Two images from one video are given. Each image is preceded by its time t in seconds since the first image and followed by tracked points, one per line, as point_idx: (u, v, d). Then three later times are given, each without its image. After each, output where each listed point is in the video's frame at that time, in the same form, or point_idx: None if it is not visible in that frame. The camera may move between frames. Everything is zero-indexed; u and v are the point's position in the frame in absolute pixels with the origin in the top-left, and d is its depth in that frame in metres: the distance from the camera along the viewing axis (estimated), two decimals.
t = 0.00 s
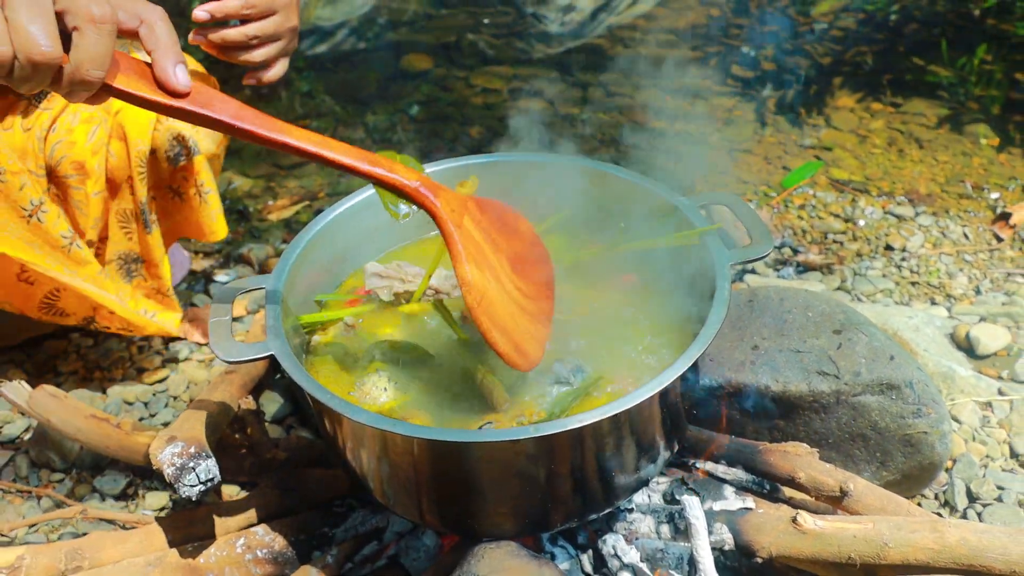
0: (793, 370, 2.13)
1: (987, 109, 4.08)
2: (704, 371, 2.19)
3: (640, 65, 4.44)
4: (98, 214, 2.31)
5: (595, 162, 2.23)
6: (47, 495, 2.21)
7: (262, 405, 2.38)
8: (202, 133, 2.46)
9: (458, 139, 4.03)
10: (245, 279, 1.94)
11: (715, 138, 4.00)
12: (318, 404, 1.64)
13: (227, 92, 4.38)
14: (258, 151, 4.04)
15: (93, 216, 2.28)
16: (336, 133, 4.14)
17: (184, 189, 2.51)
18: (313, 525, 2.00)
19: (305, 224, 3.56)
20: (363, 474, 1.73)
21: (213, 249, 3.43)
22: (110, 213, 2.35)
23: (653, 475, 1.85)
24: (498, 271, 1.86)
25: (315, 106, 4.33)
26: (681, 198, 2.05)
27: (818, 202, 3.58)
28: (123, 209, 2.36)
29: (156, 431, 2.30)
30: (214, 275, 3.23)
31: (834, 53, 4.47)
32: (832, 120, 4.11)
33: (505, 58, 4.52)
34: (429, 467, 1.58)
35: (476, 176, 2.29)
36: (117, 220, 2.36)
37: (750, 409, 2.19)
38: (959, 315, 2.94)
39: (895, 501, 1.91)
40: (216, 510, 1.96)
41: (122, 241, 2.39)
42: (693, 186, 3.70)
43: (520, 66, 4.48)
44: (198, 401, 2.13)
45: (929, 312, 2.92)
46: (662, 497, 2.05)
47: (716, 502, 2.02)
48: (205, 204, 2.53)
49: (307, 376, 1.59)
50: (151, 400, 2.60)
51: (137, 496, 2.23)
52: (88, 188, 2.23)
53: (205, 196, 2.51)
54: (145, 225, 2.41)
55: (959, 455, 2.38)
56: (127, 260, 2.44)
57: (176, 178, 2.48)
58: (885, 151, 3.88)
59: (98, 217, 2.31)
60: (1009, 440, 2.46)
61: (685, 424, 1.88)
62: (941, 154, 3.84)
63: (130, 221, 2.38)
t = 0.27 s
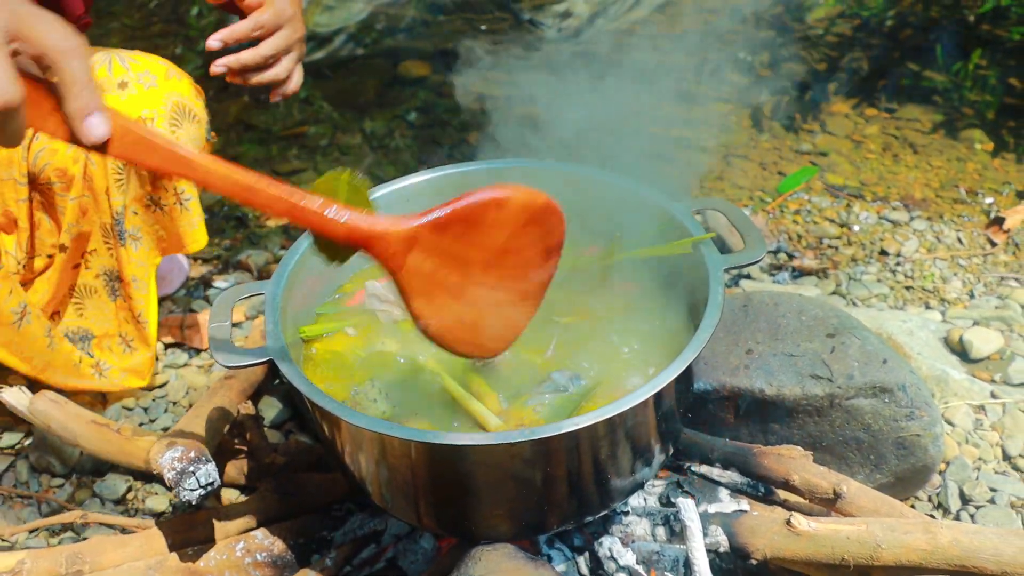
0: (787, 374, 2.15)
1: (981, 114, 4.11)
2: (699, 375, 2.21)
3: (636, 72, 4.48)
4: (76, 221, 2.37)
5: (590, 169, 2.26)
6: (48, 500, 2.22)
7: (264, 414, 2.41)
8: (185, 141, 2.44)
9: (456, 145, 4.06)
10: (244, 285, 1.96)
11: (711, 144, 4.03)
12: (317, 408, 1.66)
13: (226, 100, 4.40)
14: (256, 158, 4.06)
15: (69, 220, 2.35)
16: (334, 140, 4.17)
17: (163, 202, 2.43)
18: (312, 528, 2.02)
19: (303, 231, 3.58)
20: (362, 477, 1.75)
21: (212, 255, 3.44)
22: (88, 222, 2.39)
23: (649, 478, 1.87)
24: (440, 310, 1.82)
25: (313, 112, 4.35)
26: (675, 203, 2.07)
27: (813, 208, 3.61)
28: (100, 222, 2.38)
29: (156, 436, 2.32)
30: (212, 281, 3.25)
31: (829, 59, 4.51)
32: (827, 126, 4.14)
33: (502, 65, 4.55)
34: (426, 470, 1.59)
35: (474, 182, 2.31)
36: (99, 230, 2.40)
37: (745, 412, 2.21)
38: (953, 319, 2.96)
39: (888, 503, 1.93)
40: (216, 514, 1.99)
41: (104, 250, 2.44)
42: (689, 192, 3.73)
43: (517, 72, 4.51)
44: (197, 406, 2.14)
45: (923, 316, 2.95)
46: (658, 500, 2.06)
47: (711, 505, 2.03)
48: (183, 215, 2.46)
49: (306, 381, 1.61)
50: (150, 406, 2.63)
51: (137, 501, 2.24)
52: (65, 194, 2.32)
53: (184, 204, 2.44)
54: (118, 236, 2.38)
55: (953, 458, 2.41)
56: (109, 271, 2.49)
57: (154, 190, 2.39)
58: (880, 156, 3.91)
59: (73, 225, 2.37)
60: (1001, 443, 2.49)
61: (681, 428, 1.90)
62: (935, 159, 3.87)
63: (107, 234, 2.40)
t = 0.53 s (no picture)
0: (785, 379, 2.17)
1: (978, 119, 4.13)
2: (697, 380, 2.22)
3: (634, 77, 4.50)
4: (78, 211, 2.42)
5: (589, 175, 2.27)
6: (49, 505, 2.23)
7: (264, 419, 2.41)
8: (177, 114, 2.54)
9: (454, 151, 4.08)
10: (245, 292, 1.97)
11: (708, 150, 4.05)
12: (319, 414, 1.67)
13: (225, 106, 4.42)
14: (255, 165, 4.08)
15: (72, 211, 2.41)
16: (333, 146, 4.18)
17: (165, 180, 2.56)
18: (313, 533, 2.03)
19: (302, 237, 3.59)
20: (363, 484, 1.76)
21: (211, 261, 3.46)
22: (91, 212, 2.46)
23: (647, 483, 1.88)
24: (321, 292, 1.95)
25: (312, 118, 4.37)
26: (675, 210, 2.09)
27: (810, 213, 3.63)
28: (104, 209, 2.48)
29: (157, 441, 2.32)
30: (213, 287, 3.26)
31: (826, 64, 4.53)
32: (824, 131, 4.17)
33: (500, 72, 4.57)
34: (428, 476, 1.60)
35: (473, 188, 2.33)
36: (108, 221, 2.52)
37: (743, 416, 2.22)
38: (950, 324, 2.97)
39: (886, 507, 1.95)
40: (217, 520, 2.00)
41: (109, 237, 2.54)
42: (687, 197, 3.75)
43: (515, 79, 4.53)
44: (198, 412, 2.16)
45: (920, 321, 2.96)
46: (657, 504, 2.07)
47: (709, 509, 2.04)
48: (185, 189, 2.57)
49: (308, 388, 1.62)
50: (151, 411, 2.63)
51: (138, 506, 2.25)
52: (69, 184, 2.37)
53: (188, 176, 2.57)
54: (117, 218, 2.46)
55: (950, 462, 2.42)
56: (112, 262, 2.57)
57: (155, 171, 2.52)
58: (877, 161, 3.94)
59: (76, 215, 2.42)
60: (998, 447, 2.50)
61: (679, 433, 1.91)
62: (932, 164, 3.90)
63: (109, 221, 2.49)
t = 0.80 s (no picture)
0: (787, 386, 2.18)
1: (977, 124, 4.15)
2: (700, 387, 2.23)
3: (634, 82, 4.52)
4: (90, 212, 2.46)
5: (592, 183, 2.28)
6: (54, 513, 2.24)
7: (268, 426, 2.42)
8: (182, 97, 2.46)
9: (455, 157, 4.09)
10: (251, 299, 1.98)
11: (709, 156, 4.06)
12: (325, 422, 1.68)
13: (226, 113, 4.43)
14: (257, 172, 4.09)
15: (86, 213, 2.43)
16: (334, 153, 4.19)
17: (181, 164, 2.50)
18: (317, 541, 2.03)
19: (304, 243, 3.60)
20: (369, 492, 1.77)
21: (213, 268, 3.47)
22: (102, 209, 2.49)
23: (651, 490, 1.89)
24: None
25: (314, 124, 4.38)
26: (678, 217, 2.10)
27: (811, 219, 3.64)
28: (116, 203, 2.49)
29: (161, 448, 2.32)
30: (215, 294, 3.26)
31: (826, 70, 4.55)
32: (824, 137, 4.18)
33: (501, 77, 4.58)
34: (434, 483, 1.61)
35: (477, 196, 2.34)
36: (110, 212, 2.51)
37: (746, 423, 2.23)
38: (951, 329, 2.98)
39: (888, 513, 1.96)
40: (222, 527, 2.01)
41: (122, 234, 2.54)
42: (688, 204, 3.76)
43: (516, 85, 4.54)
44: (203, 419, 2.16)
45: (921, 327, 2.97)
46: (660, 511, 2.08)
47: (713, 516, 2.04)
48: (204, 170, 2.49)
49: (314, 395, 1.63)
50: (155, 418, 2.64)
51: (143, 513, 2.25)
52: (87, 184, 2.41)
53: (204, 157, 2.48)
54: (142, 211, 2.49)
55: (952, 468, 2.43)
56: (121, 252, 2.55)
57: (169, 156, 2.48)
58: (877, 167, 3.95)
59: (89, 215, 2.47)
60: (1000, 452, 2.51)
61: (683, 441, 1.92)
62: (932, 169, 3.91)
63: (122, 215, 2.51)
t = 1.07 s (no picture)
0: (791, 389, 2.19)
1: (978, 129, 4.16)
2: (704, 390, 2.24)
3: (636, 88, 4.54)
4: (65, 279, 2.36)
5: (596, 188, 2.30)
6: (60, 517, 2.25)
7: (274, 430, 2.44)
8: (184, 173, 2.41)
9: (458, 163, 4.11)
10: (257, 304, 1.99)
11: (710, 161, 4.08)
12: (332, 425, 1.69)
13: (228, 119, 4.45)
14: (261, 177, 4.11)
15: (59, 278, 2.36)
16: (337, 159, 4.21)
17: (175, 249, 2.43)
18: (324, 544, 2.04)
19: (308, 249, 3.62)
20: (375, 495, 1.78)
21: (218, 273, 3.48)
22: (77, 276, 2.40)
23: (656, 493, 1.90)
24: None
25: (317, 130, 4.41)
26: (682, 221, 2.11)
27: (814, 223, 3.66)
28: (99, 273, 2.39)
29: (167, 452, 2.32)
30: (219, 298, 3.28)
31: (828, 76, 4.57)
32: (825, 142, 4.20)
33: (502, 83, 4.60)
34: (440, 486, 1.62)
35: (482, 201, 2.35)
36: (85, 279, 2.43)
37: (750, 426, 2.24)
38: (953, 333, 2.99)
39: (891, 516, 1.97)
40: (228, 531, 2.01)
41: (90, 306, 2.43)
42: (691, 208, 3.78)
43: (517, 91, 4.56)
44: (209, 423, 2.17)
45: (923, 331, 2.98)
46: (665, 514, 2.09)
47: (717, 518, 2.06)
48: (199, 248, 2.44)
49: (322, 398, 1.65)
50: (161, 423, 2.65)
51: (149, 517, 2.26)
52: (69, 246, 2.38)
53: (200, 235, 2.43)
54: (115, 287, 2.41)
55: (954, 471, 2.44)
56: (84, 319, 2.45)
57: (163, 240, 2.42)
58: (879, 172, 3.97)
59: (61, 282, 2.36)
60: (1002, 455, 2.52)
61: (687, 443, 1.93)
62: (933, 174, 3.93)
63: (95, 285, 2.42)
